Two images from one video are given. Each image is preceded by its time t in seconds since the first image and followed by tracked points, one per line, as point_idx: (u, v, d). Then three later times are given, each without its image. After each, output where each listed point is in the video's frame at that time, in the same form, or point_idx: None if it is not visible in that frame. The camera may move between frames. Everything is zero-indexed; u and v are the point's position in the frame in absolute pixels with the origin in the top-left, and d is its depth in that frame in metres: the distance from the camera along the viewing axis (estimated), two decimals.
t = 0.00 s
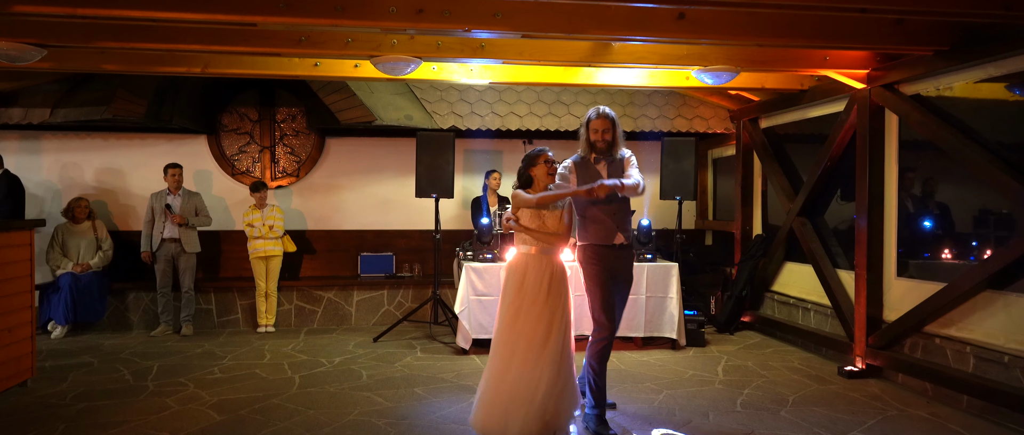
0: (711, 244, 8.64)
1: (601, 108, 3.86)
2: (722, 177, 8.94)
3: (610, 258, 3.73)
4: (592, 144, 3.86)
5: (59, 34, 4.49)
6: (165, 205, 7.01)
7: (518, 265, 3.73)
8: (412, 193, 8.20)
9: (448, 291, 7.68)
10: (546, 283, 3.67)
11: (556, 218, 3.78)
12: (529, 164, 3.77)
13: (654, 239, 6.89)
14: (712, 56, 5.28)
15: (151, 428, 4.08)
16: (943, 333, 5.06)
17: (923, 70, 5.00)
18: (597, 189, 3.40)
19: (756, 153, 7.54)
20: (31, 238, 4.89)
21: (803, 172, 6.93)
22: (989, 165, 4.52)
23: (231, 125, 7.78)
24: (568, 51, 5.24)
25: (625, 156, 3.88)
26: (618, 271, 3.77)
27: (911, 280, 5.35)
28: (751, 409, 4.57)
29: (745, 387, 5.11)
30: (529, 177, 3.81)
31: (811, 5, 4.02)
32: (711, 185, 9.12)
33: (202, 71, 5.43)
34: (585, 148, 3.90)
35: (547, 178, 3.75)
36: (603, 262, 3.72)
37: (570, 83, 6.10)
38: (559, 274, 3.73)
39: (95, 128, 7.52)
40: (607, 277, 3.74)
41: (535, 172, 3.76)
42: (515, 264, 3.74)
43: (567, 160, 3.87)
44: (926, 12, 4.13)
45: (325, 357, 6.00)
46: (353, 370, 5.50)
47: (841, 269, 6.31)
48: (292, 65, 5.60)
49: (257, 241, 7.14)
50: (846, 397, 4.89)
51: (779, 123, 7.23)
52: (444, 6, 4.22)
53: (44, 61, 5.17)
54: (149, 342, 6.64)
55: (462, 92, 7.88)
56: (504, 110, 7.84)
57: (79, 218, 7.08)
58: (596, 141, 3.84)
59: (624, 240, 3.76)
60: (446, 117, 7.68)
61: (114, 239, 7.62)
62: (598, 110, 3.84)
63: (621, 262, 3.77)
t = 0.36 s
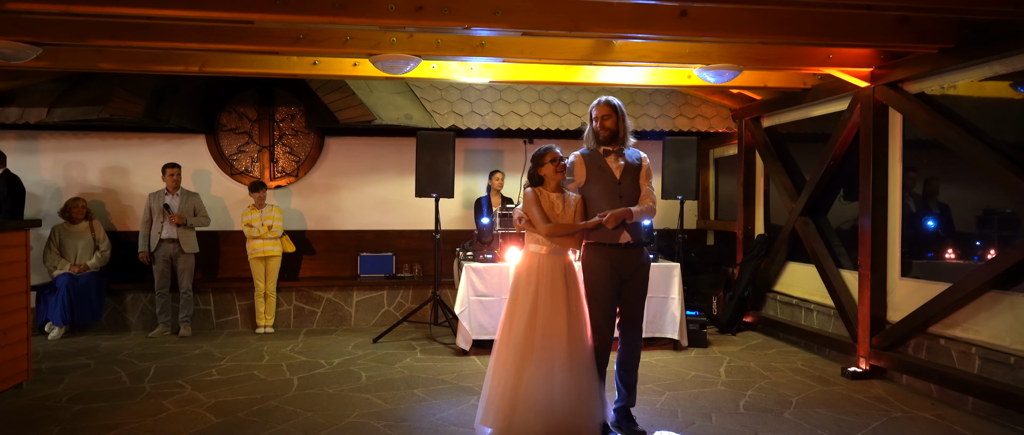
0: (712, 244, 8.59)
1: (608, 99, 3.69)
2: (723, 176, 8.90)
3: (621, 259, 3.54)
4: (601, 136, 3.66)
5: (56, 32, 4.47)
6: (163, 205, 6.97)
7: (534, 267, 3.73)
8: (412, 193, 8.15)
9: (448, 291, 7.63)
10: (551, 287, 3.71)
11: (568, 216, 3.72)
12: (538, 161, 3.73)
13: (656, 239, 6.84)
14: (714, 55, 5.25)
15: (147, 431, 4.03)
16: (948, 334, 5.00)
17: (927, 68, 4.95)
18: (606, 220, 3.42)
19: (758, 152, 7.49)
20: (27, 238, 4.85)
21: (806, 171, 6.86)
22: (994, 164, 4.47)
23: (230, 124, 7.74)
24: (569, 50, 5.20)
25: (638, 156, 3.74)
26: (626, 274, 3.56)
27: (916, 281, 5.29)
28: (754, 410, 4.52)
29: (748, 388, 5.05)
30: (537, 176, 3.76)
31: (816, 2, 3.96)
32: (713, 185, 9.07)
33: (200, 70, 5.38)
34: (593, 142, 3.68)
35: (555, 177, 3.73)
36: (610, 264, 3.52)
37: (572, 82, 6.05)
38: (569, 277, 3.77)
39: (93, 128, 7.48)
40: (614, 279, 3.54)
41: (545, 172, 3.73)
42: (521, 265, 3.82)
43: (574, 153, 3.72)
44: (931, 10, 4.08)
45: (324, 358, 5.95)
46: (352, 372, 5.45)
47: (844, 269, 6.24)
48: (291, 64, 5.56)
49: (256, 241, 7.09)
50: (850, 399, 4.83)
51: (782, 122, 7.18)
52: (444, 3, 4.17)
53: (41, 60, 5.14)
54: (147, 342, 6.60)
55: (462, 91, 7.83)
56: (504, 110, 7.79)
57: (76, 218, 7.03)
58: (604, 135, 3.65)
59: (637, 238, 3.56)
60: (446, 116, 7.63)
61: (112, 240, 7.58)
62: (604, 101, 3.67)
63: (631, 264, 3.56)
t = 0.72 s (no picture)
0: (713, 244, 8.55)
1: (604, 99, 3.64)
2: (724, 176, 8.86)
3: (623, 264, 3.49)
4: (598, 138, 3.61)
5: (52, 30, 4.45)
6: (161, 205, 6.94)
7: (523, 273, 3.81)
8: (411, 193, 8.11)
9: (447, 292, 7.59)
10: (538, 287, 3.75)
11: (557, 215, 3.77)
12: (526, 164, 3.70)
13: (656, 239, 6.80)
14: (716, 53, 5.22)
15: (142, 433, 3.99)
16: (951, 335, 4.95)
17: (932, 67, 4.90)
18: (601, 223, 3.37)
19: (760, 152, 7.45)
20: (23, 238, 4.81)
21: (807, 171, 6.82)
22: (998, 164, 4.42)
23: (229, 124, 7.70)
24: (569, 48, 5.16)
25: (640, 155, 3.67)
26: (626, 279, 3.52)
27: (919, 281, 5.25)
28: (756, 413, 4.47)
29: (749, 390, 5.01)
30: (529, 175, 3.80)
31: None
32: (714, 185, 9.03)
33: (197, 69, 5.34)
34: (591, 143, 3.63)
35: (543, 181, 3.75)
36: (609, 267, 3.47)
37: (572, 81, 6.01)
38: (558, 278, 3.76)
39: (91, 127, 7.45)
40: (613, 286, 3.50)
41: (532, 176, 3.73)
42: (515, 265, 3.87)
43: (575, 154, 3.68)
44: (934, 7, 4.04)
45: (322, 359, 5.91)
46: (350, 373, 5.41)
47: (846, 270, 6.19)
48: (289, 63, 5.52)
49: (255, 242, 7.05)
50: (853, 401, 4.79)
51: (783, 122, 7.13)
52: (443, 1, 4.12)
53: (37, 58, 5.13)
54: (144, 343, 6.56)
55: (462, 91, 7.79)
56: (504, 109, 7.74)
57: (73, 218, 6.99)
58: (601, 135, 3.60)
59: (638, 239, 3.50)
60: (446, 116, 7.59)
61: (109, 240, 7.54)
62: (600, 101, 3.62)
63: (631, 268, 3.51)
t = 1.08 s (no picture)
0: (715, 245, 8.50)
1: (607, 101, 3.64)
2: (726, 177, 8.80)
3: (626, 269, 3.56)
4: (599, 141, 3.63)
5: (48, 28, 4.41)
6: (160, 205, 6.90)
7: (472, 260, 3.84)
8: (411, 194, 8.07)
9: (447, 293, 7.54)
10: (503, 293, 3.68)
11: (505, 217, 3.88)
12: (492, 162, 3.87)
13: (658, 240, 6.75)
14: (719, 53, 5.17)
15: None
16: (957, 338, 4.90)
17: (937, 67, 4.84)
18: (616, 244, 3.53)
19: (762, 152, 7.39)
20: (20, 240, 4.77)
21: (811, 172, 6.77)
22: (1004, 164, 4.37)
23: (228, 124, 7.66)
24: (571, 47, 5.11)
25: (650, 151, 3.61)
26: (628, 282, 3.57)
27: (923, 283, 5.20)
28: (759, 416, 4.42)
29: (752, 393, 4.96)
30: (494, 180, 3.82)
31: None
32: (716, 185, 8.99)
33: (195, 68, 5.29)
34: (594, 146, 3.67)
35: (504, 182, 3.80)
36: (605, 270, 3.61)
37: (573, 81, 5.96)
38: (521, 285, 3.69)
39: (89, 127, 7.41)
40: (614, 291, 3.61)
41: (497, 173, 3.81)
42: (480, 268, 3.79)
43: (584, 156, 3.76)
44: (940, 6, 3.98)
45: (322, 361, 5.86)
46: (350, 375, 5.36)
47: (850, 271, 6.14)
48: (288, 62, 5.48)
49: (254, 242, 7.01)
50: (857, 404, 4.73)
51: (786, 122, 7.09)
52: None
53: (33, 57, 5.10)
54: (143, 345, 6.52)
55: (462, 90, 7.74)
56: (505, 109, 7.70)
57: (72, 219, 6.96)
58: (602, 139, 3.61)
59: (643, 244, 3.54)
60: (446, 115, 7.55)
61: (108, 240, 7.50)
62: (604, 104, 3.63)
63: (631, 272, 3.55)
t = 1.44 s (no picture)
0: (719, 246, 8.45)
1: (651, 97, 3.70)
2: (730, 177, 8.75)
3: (644, 274, 3.67)
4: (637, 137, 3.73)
5: (47, 27, 4.38)
6: (161, 205, 6.87)
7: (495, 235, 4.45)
8: (414, 194, 8.02)
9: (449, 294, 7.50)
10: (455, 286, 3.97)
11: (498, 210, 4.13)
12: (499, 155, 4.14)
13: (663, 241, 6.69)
14: (724, 52, 5.11)
15: None
16: (966, 340, 4.85)
17: (945, 65, 4.78)
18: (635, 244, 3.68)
19: (767, 152, 7.34)
20: (19, 240, 4.74)
21: (816, 172, 6.73)
22: (1013, 164, 4.31)
23: (229, 123, 7.63)
24: (575, 46, 5.06)
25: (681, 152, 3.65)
26: (644, 285, 3.68)
27: (930, 285, 5.13)
28: (766, 419, 4.37)
29: (758, 395, 4.91)
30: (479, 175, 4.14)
31: None
32: (720, 185, 8.94)
33: (196, 67, 5.26)
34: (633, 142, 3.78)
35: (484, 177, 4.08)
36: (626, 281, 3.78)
37: (576, 80, 5.91)
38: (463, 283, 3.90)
39: (89, 127, 7.37)
40: (631, 295, 3.75)
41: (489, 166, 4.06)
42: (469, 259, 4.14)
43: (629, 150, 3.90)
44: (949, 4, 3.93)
45: (323, 362, 5.82)
46: (351, 377, 5.32)
47: (856, 272, 6.08)
48: (289, 62, 5.44)
49: (255, 243, 6.97)
50: (864, 407, 4.68)
51: (791, 122, 7.03)
52: None
53: (33, 56, 5.07)
54: (143, 346, 6.48)
55: (465, 90, 7.71)
56: (508, 109, 7.65)
57: (72, 219, 6.93)
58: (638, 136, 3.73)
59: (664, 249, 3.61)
60: (449, 115, 7.49)
61: (109, 241, 7.46)
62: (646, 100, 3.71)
63: (647, 273, 3.66)
